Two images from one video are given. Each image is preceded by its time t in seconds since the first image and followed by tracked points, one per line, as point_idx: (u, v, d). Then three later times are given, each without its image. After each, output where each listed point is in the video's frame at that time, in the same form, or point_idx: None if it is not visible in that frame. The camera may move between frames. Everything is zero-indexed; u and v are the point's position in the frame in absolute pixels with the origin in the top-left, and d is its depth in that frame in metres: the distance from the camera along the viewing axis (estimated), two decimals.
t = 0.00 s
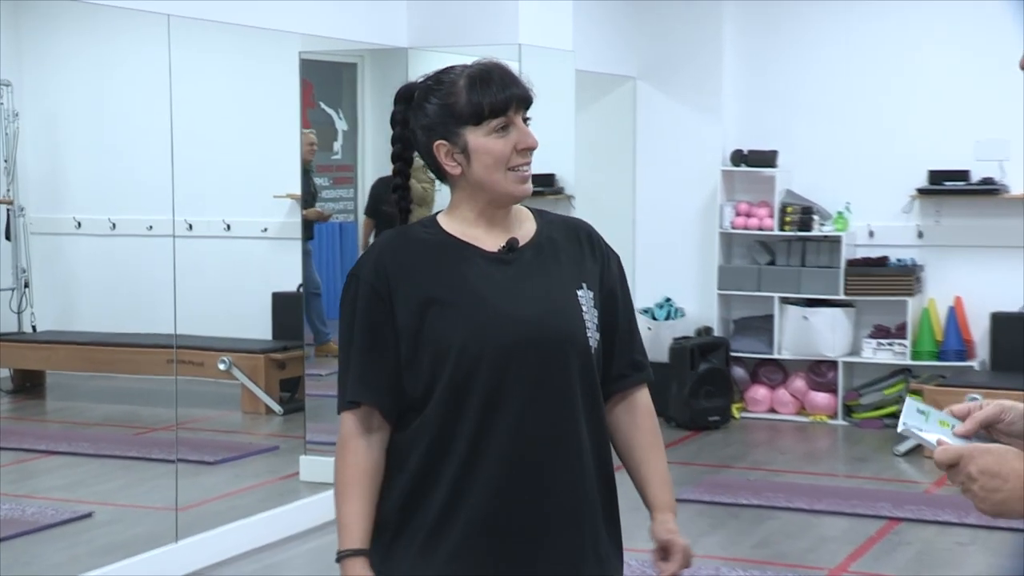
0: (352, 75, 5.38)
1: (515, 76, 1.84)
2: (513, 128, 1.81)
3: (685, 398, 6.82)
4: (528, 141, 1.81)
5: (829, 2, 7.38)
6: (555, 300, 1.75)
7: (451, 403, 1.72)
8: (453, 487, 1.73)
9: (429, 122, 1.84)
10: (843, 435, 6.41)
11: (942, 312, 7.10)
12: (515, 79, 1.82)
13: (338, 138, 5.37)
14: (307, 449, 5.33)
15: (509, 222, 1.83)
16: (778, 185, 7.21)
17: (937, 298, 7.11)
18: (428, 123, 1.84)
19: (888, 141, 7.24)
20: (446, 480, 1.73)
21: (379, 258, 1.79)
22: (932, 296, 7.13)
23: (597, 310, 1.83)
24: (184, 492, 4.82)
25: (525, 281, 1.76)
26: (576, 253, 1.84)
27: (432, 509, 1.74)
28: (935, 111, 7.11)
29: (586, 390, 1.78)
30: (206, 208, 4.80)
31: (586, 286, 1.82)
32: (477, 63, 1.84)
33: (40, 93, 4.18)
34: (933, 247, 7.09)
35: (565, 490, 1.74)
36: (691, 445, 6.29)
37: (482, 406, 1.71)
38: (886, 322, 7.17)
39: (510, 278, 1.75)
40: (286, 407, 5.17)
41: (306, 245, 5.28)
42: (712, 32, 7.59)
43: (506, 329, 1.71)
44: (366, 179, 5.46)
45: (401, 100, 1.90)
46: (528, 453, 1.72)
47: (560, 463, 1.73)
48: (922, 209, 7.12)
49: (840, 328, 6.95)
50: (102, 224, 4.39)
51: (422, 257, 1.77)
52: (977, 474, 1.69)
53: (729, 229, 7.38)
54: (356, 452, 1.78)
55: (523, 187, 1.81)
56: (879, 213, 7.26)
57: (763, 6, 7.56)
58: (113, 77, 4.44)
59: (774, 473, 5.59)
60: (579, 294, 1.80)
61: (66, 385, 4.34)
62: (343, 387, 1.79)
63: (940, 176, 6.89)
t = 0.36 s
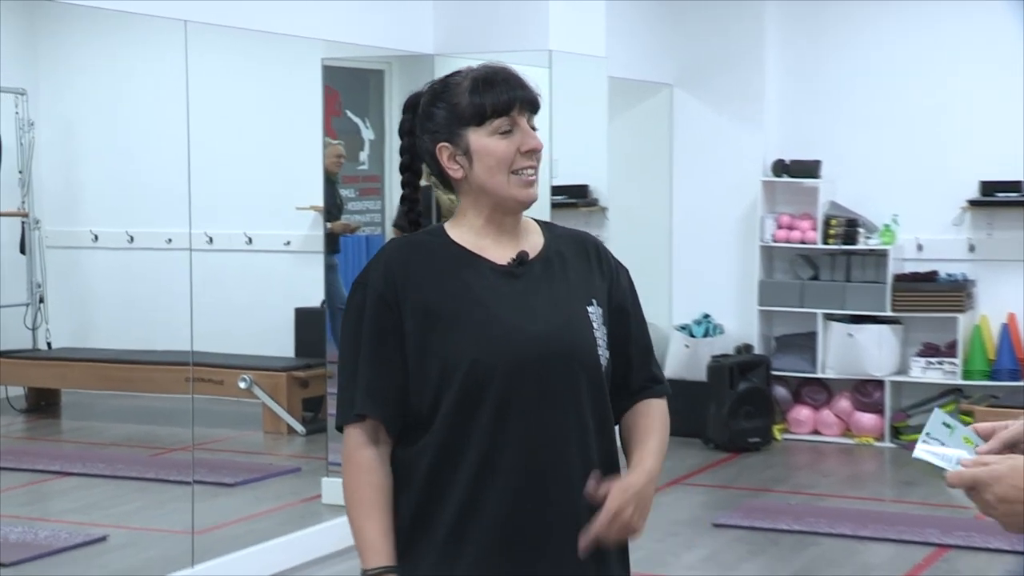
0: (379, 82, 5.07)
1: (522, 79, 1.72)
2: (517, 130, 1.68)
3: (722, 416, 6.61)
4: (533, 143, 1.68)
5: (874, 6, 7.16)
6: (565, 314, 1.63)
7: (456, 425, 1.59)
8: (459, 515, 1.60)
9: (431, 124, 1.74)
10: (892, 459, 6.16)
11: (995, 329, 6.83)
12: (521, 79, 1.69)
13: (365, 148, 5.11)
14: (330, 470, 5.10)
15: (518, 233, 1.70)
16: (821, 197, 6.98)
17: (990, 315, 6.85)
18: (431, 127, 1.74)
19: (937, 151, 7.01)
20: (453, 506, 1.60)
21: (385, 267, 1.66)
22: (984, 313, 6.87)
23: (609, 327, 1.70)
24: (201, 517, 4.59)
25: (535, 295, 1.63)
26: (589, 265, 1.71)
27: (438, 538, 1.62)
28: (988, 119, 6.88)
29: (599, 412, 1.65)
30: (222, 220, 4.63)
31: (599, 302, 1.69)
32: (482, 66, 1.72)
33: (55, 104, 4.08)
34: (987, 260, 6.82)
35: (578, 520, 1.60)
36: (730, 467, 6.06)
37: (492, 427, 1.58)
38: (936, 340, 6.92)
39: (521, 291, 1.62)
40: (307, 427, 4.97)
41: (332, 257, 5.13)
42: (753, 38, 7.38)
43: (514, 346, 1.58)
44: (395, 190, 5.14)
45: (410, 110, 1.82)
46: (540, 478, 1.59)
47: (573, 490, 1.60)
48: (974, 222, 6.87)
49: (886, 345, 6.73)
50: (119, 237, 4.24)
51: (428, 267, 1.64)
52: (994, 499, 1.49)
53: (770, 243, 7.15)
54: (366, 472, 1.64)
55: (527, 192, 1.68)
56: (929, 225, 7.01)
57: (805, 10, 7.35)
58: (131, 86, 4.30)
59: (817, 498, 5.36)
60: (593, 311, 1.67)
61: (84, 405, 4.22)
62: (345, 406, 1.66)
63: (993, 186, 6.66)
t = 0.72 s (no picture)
0: (404, 81, 5.02)
1: (547, 81, 1.66)
2: (538, 131, 1.63)
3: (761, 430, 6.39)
4: (553, 147, 1.63)
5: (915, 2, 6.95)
6: (582, 325, 1.58)
7: (472, 438, 1.55)
8: (471, 530, 1.55)
9: (451, 119, 1.68)
10: (935, 474, 5.96)
11: None
12: (546, 80, 1.63)
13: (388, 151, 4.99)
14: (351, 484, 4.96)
15: (533, 239, 1.65)
16: (863, 201, 6.79)
17: None
18: (451, 124, 1.67)
19: (983, 153, 6.80)
20: (465, 522, 1.55)
21: (398, 274, 1.60)
22: None
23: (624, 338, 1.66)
24: (217, 531, 4.49)
25: (553, 305, 1.58)
26: (605, 274, 1.67)
27: (449, 553, 1.57)
28: None
29: (615, 425, 1.61)
30: (240, 224, 4.44)
31: (615, 312, 1.65)
32: (510, 65, 1.66)
33: (71, 105, 3.92)
34: None
35: (593, 537, 1.56)
36: (766, 482, 5.87)
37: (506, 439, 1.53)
38: (984, 350, 6.72)
39: (537, 300, 1.58)
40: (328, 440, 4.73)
41: (355, 264, 4.89)
42: (791, 37, 7.17)
43: (533, 358, 1.54)
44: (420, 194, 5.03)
45: (436, 107, 1.74)
46: (554, 494, 1.55)
47: (587, 507, 1.56)
48: (1021, 227, 6.66)
49: (931, 358, 6.53)
50: (133, 244, 4.10)
51: (444, 274, 1.59)
52: None
53: (810, 248, 6.94)
54: (380, 484, 1.59)
55: (544, 197, 1.63)
56: (974, 231, 6.80)
57: (844, 9, 7.15)
58: (146, 85, 4.15)
59: (857, 514, 5.17)
60: (610, 322, 1.63)
61: (102, 417, 4.07)
62: (356, 416, 1.60)
63: None
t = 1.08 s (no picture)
0: (413, 79, 4.91)
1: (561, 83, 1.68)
2: (548, 132, 1.64)
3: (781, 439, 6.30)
4: (564, 149, 1.64)
5: None
6: (589, 332, 1.59)
7: (481, 448, 1.56)
8: (485, 539, 1.57)
9: (461, 117, 1.69)
10: (957, 484, 5.83)
11: None
12: (559, 82, 1.65)
13: (397, 152, 4.87)
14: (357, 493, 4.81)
15: (540, 239, 1.67)
16: (884, 202, 6.68)
17: None
18: (461, 124, 1.69)
19: (1007, 154, 6.67)
20: (479, 532, 1.57)
21: (403, 289, 1.62)
22: None
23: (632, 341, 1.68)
24: (218, 543, 4.36)
25: (561, 312, 1.60)
26: (613, 277, 1.68)
27: (464, 566, 1.58)
28: None
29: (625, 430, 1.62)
30: (247, 226, 4.33)
31: (624, 315, 1.66)
32: (522, 65, 1.67)
33: (73, 103, 3.80)
34: None
35: (605, 542, 1.58)
36: (784, 492, 5.75)
37: (516, 449, 1.55)
38: (1008, 356, 6.60)
39: (544, 309, 1.59)
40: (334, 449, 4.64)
41: (362, 268, 4.76)
42: (810, 35, 7.04)
43: (541, 366, 1.55)
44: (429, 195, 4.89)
45: (443, 106, 1.75)
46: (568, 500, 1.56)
47: (600, 511, 1.57)
48: None
49: (955, 365, 6.42)
50: (136, 246, 3.98)
51: (449, 287, 1.61)
52: None
53: (829, 251, 6.83)
54: (390, 498, 1.61)
55: (552, 196, 1.64)
56: (997, 234, 6.70)
57: (866, 7, 7.02)
58: (148, 79, 4.04)
59: (878, 524, 5.04)
60: (619, 326, 1.64)
61: (94, 424, 3.94)
62: (365, 430, 1.63)
63: None
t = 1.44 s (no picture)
0: (405, 77, 4.80)
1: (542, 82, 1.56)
2: (536, 137, 1.52)
3: (779, 448, 6.19)
4: (555, 153, 1.52)
5: None
6: (589, 333, 1.48)
7: (478, 458, 1.44)
8: (483, 555, 1.45)
9: (441, 126, 1.55)
10: (962, 495, 5.71)
11: None
12: (542, 83, 1.53)
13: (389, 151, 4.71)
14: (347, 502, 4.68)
15: (532, 247, 1.54)
16: (887, 205, 6.55)
17: None
18: (442, 132, 1.55)
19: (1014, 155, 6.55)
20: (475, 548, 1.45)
21: (393, 290, 1.49)
22: None
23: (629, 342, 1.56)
24: (202, 554, 4.28)
25: (558, 314, 1.48)
26: (607, 276, 1.57)
27: None
28: None
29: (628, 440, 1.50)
30: (235, 228, 4.21)
31: (620, 315, 1.55)
32: (501, 66, 1.55)
33: (55, 103, 3.73)
34: None
35: (610, 553, 1.47)
36: (784, 502, 5.64)
37: (517, 457, 1.44)
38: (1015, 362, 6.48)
39: (543, 310, 1.48)
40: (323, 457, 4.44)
41: (352, 271, 4.63)
42: (812, 34, 6.92)
43: (539, 372, 1.44)
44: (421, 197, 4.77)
45: (412, 111, 1.61)
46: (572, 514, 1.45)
47: (604, 521, 1.47)
48: None
49: (960, 372, 6.29)
50: (120, 249, 3.86)
51: (441, 286, 1.48)
52: None
53: (831, 255, 6.71)
54: (379, 514, 1.47)
55: (546, 204, 1.52)
56: (1005, 237, 6.57)
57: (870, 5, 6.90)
58: (134, 75, 3.93)
59: (881, 536, 4.92)
60: (616, 328, 1.53)
61: (80, 432, 3.85)
62: (351, 442, 1.49)
63: None
